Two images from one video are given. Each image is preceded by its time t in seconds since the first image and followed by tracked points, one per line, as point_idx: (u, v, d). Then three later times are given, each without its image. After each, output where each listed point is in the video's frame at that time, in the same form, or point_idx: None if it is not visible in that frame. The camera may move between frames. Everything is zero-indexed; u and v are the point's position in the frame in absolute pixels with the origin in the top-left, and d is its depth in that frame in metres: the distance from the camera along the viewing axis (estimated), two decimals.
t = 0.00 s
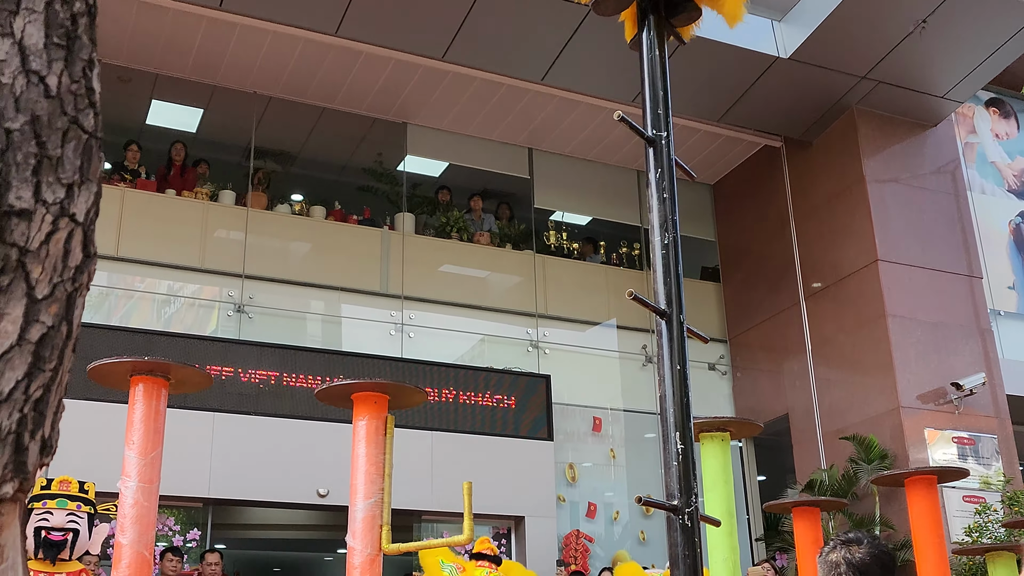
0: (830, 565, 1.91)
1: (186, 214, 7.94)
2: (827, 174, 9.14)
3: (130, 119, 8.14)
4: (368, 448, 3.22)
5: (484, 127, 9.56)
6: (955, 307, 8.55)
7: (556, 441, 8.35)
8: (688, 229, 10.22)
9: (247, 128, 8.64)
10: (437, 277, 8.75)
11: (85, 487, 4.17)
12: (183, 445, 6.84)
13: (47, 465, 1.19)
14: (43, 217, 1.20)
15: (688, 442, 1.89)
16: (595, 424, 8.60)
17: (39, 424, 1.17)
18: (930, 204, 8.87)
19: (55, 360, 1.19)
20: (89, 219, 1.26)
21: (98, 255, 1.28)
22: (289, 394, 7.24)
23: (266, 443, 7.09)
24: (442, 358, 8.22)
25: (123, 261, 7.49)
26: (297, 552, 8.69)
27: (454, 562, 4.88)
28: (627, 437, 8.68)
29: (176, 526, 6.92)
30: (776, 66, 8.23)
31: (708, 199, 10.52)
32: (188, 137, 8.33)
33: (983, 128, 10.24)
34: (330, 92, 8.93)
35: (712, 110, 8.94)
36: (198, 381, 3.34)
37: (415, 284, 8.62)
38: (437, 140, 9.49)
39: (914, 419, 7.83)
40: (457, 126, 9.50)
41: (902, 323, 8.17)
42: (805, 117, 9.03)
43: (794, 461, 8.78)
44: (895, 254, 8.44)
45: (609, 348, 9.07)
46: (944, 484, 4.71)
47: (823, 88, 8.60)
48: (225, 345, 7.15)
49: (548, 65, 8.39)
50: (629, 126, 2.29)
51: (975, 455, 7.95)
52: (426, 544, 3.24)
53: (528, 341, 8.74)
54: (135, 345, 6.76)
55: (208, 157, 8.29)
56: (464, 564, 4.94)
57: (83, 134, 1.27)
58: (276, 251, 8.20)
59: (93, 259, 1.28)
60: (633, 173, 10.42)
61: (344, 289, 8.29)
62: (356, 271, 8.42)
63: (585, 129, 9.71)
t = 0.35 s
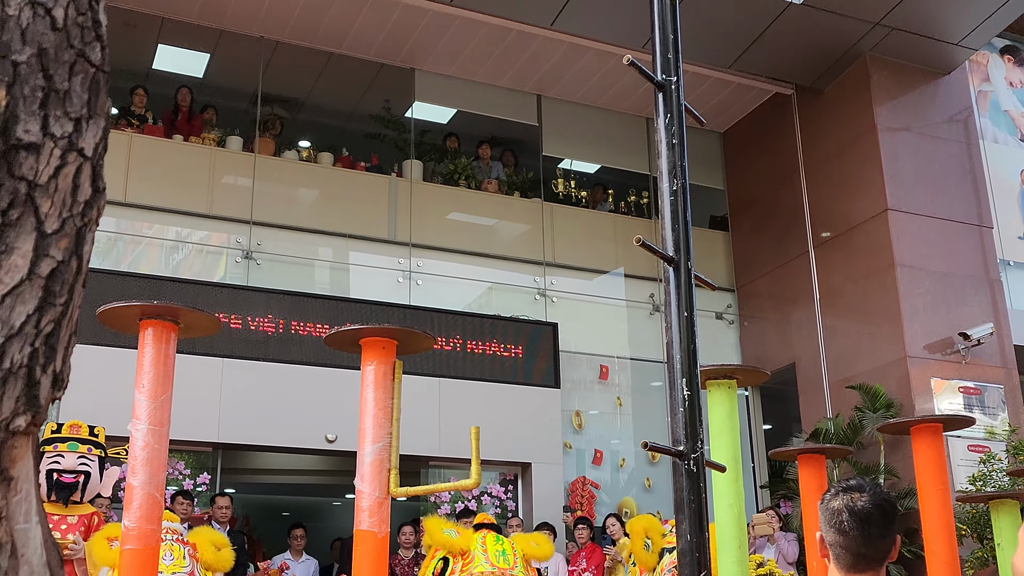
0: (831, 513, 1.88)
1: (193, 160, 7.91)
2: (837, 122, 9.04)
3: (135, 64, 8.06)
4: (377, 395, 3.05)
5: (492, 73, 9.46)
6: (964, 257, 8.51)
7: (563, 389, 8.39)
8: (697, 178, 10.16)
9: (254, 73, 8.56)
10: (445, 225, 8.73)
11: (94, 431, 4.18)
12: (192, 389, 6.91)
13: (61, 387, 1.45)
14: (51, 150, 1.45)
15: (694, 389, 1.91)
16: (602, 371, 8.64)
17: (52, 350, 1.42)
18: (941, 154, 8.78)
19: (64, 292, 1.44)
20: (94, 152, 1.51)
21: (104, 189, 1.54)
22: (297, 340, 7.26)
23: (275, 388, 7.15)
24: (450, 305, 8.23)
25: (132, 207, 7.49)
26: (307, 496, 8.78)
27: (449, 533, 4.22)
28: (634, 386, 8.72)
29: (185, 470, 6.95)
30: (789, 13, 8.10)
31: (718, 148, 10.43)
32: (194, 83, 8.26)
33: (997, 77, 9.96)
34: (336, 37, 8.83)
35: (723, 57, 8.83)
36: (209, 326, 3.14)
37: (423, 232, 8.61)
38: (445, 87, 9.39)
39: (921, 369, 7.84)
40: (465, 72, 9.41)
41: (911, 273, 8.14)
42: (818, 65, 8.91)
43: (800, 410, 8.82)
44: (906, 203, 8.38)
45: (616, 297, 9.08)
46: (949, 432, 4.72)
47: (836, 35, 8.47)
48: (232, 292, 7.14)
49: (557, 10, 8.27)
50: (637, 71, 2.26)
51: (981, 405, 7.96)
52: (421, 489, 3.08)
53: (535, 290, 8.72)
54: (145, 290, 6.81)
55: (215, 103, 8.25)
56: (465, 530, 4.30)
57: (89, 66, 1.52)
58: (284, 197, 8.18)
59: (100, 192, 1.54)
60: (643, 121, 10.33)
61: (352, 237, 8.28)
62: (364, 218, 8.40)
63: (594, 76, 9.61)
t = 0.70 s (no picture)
0: (832, 459, 1.77)
1: (200, 106, 7.86)
2: (849, 68, 8.93)
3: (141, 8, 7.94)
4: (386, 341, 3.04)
5: (500, 18, 9.35)
6: (976, 205, 8.44)
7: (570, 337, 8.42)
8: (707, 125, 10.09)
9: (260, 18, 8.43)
10: (453, 172, 8.70)
11: (105, 377, 4.22)
12: (202, 336, 6.96)
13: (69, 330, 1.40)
14: (58, 91, 1.39)
15: (700, 335, 1.91)
16: (609, 319, 8.63)
17: (62, 294, 1.37)
18: (954, 100, 8.66)
19: (73, 237, 1.39)
20: (102, 93, 1.45)
21: (112, 130, 1.48)
22: (306, 287, 7.28)
23: (284, 335, 7.20)
24: (458, 253, 8.17)
25: (139, 153, 7.47)
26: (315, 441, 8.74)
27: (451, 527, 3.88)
28: (641, 334, 8.74)
29: (196, 416, 7.05)
30: None
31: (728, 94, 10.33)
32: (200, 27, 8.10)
33: (1012, 21, 9.32)
34: None
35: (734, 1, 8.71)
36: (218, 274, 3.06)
37: (430, 179, 8.59)
38: (452, 32, 9.27)
39: (929, 317, 7.84)
40: (472, 17, 9.30)
41: (921, 221, 8.10)
42: (830, 10, 8.79)
43: (807, 357, 8.86)
44: (917, 150, 8.31)
45: (624, 246, 9.06)
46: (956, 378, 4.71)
47: None
48: (239, 240, 7.12)
49: None
50: (647, 16, 2.22)
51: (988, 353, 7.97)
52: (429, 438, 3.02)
53: (543, 238, 8.68)
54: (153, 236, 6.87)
55: (221, 48, 8.15)
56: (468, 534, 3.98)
57: (93, 5, 1.45)
58: (291, 144, 8.15)
59: (108, 134, 1.48)
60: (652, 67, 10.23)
61: (360, 184, 8.25)
62: (371, 165, 8.38)
63: (603, 21, 9.49)
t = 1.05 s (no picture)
0: (840, 414, 1.74)
1: (208, 60, 7.81)
2: (862, 19, 8.80)
3: None
4: (394, 296, 2.85)
5: None
6: (990, 158, 8.35)
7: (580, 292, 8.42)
8: (718, 78, 10.00)
9: None
10: (462, 126, 8.66)
11: (117, 330, 4.26)
12: (212, 289, 6.99)
13: (77, 289, 1.24)
14: (60, 45, 1.23)
15: (708, 290, 1.90)
16: (618, 274, 8.61)
17: (69, 249, 1.21)
18: (969, 51, 8.53)
19: (79, 192, 1.22)
20: (108, 48, 1.28)
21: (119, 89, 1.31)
22: (315, 241, 7.31)
23: (293, 289, 7.22)
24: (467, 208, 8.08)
25: (147, 107, 7.44)
26: (326, 395, 8.82)
27: (448, 465, 3.64)
28: (650, 288, 8.73)
29: (207, 369, 7.10)
30: None
31: (740, 47, 10.21)
32: None
33: None
34: None
35: None
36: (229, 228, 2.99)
37: (439, 133, 8.54)
38: None
39: (938, 272, 7.81)
40: None
41: (932, 175, 8.03)
42: None
43: (817, 312, 8.85)
44: (930, 103, 8.21)
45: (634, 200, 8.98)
46: (966, 333, 4.68)
47: None
48: (250, 195, 7.19)
49: None
50: None
51: (998, 307, 7.85)
52: (433, 391, 2.99)
53: (552, 192, 8.58)
54: (163, 191, 6.89)
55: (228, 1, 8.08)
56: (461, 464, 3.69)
57: None
58: (299, 97, 8.10)
59: (114, 91, 1.30)
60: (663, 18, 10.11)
61: (368, 138, 8.21)
62: (379, 119, 8.33)
63: None
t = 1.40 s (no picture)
0: (850, 375, 1.73)
1: (215, 21, 7.74)
2: None
3: None
4: (403, 258, 2.59)
5: None
6: (1003, 119, 8.26)
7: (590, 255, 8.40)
8: (730, 39, 9.88)
9: None
10: (471, 88, 8.59)
11: (127, 292, 4.25)
12: (223, 251, 7.01)
13: (83, 251, 1.12)
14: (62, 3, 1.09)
15: (719, 252, 1.89)
16: (628, 237, 8.59)
17: (75, 212, 1.08)
18: (984, 10, 8.41)
19: (84, 148, 1.10)
20: (111, 7, 1.14)
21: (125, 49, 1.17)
22: (325, 204, 7.30)
23: (304, 251, 7.24)
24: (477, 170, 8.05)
25: (155, 68, 7.40)
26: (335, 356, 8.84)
27: (473, 426, 3.30)
28: (660, 251, 8.70)
29: (217, 331, 7.12)
30: None
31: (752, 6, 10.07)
32: None
33: None
34: None
35: None
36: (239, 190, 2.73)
37: (449, 95, 8.48)
38: None
39: (951, 234, 7.76)
40: None
41: (946, 137, 7.95)
42: None
43: (827, 274, 8.82)
44: (944, 64, 8.11)
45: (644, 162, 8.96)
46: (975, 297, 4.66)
47: None
48: (260, 156, 7.16)
49: None
50: None
51: (1011, 271, 7.81)
52: (435, 351, 2.86)
53: (562, 154, 8.54)
54: (172, 153, 6.88)
55: None
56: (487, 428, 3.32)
57: None
58: (308, 59, 8.04)
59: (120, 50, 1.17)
60: None
61: (377, 100, 8.16)
62: (388, 80, 8.26)
63: None
